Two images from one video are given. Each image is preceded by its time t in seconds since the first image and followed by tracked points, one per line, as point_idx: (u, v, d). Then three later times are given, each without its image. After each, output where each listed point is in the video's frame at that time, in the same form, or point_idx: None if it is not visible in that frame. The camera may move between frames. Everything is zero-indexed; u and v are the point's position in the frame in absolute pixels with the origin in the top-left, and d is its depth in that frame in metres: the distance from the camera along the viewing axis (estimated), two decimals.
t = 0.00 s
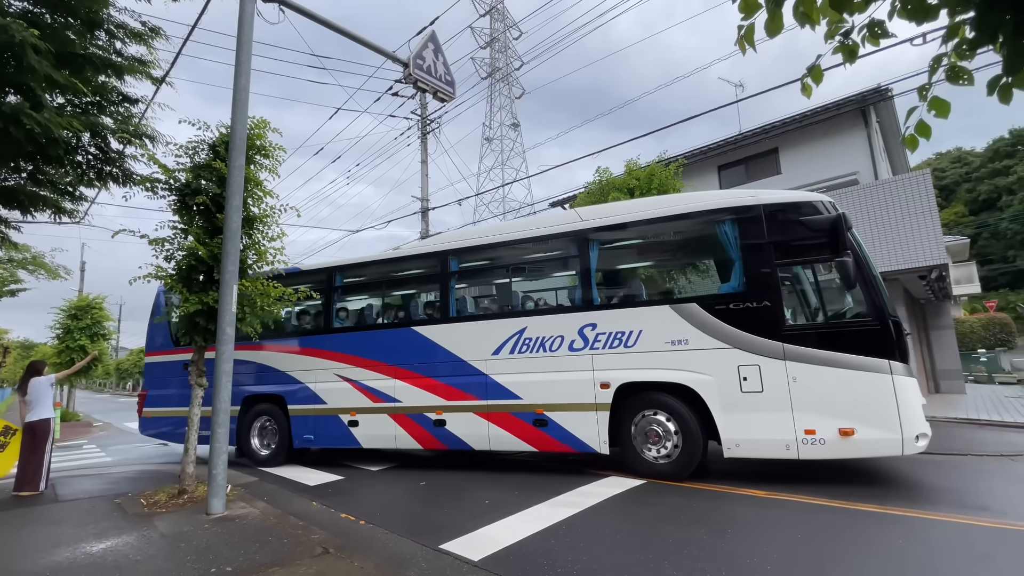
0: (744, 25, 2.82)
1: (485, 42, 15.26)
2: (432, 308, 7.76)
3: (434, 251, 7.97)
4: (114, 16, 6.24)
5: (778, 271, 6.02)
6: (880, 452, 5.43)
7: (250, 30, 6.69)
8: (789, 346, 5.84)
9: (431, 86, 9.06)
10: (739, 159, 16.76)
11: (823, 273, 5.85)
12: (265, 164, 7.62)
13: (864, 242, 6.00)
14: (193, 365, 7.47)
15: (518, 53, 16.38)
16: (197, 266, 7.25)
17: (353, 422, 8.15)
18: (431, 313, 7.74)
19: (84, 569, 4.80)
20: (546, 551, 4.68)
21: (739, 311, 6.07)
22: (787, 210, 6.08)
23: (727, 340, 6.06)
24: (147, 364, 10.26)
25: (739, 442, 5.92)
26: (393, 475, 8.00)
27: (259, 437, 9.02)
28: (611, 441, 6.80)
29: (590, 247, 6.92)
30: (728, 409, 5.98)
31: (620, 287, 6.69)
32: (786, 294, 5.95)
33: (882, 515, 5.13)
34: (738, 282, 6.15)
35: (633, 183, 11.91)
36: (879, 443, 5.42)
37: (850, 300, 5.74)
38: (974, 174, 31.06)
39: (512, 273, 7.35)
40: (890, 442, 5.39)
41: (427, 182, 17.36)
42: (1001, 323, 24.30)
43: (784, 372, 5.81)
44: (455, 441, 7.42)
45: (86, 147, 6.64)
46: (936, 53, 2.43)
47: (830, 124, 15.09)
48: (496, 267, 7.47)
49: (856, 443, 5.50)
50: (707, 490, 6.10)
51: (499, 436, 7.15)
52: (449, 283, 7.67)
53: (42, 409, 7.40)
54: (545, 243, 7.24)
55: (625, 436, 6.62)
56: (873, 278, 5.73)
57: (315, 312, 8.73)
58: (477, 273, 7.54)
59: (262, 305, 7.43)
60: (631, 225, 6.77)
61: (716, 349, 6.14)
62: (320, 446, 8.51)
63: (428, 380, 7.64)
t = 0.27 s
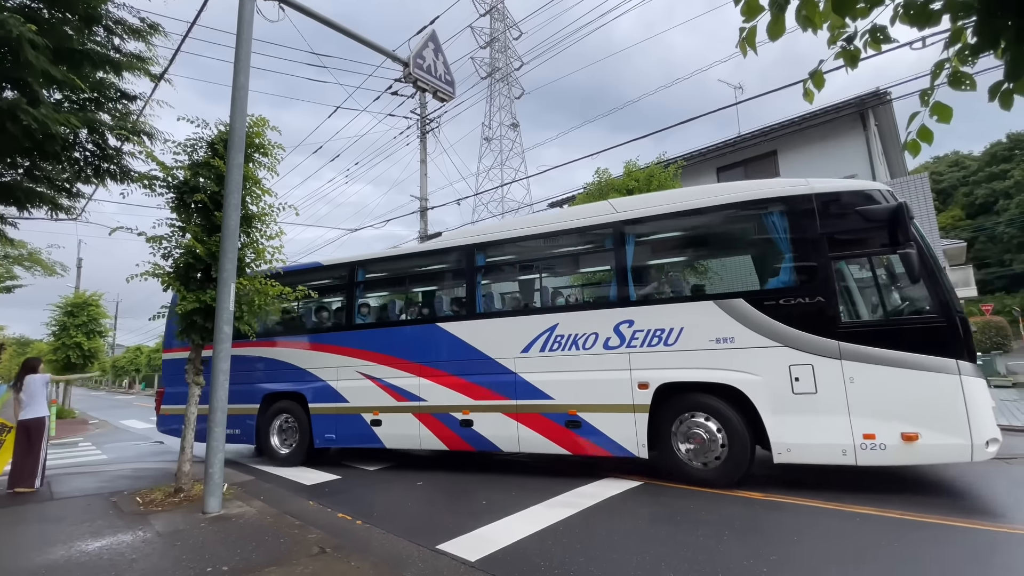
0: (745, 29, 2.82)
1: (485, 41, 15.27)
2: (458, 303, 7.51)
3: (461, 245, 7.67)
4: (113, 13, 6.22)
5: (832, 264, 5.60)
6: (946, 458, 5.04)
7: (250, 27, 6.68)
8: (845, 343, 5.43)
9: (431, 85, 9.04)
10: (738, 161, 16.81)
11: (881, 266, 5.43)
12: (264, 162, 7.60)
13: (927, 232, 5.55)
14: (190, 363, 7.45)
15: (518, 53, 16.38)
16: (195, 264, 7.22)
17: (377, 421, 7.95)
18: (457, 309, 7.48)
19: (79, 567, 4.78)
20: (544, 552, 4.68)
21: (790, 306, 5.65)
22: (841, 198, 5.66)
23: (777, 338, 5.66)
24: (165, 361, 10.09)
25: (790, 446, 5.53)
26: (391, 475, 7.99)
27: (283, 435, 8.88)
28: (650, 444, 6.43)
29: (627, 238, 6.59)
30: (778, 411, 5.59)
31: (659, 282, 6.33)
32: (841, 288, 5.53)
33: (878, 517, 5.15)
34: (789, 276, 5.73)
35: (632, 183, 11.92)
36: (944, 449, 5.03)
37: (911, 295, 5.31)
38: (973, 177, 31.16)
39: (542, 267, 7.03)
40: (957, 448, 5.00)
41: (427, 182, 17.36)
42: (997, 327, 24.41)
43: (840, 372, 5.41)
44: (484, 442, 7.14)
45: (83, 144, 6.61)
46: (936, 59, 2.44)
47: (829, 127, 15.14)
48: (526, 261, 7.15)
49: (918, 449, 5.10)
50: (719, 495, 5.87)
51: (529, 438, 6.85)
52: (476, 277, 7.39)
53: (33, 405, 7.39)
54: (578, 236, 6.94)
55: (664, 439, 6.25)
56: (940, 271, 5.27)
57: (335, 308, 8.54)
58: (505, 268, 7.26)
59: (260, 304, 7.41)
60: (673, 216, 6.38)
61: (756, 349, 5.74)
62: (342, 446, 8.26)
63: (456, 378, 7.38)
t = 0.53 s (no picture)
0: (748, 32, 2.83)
1: (487, 42, 15.28)
2: (489, 300, 7.27)
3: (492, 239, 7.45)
4: (114, 9, 6.21)
5: (898, 259, 5.27)
6: None
7: (251, 26, 6.68)
8: (916, 343, 5.09)
9: (433, 85, 9.05)
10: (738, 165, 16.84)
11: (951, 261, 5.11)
12: (264, 160, 7.60)
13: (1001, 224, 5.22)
14: (189, 361, 7.44)
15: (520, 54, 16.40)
16: (195, 261, 7.22)
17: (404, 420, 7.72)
18: (488, 306, 7.23)
19: (75, 565, 4.76)
20: (541, 553, 4.67)
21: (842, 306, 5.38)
22: (908, 189, 5.33)
23: (840, 337, 5.34)
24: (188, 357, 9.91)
25: (856, 453, 5.20)
26: (389, 475, 7.97)
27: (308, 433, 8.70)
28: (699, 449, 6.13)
29: (671, 232, 6.28)
30: (842, 415, 5.27)
31: (707, 277, 6.03)
32: (909, 285, 5.21)
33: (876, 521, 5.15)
34: (850, 271, 5.40)
35: (633, 186, 11.95)
36: None
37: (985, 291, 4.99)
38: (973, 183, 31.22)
39: (578, 262, 6.76)
40: None
41: (427, 182, 17.37)
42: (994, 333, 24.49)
43: (909, 374, 5.07)
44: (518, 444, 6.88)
45: (83, 141, 6.60)
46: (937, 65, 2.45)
47: (829, 132, 15.18)
48: (561, 255, 6.90)
49: (998, 456, 4.76)
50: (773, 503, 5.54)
51: (566, 440, 6.57)
52: (508, 273, 7.15)
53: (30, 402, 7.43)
54: (617, 228, 6.65)
55: (713, 443, 5.95)
56: (1019, 265, 4.93)
57: (361, 304, 8.34)
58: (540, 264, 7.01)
59: (260, 303, 7.40)
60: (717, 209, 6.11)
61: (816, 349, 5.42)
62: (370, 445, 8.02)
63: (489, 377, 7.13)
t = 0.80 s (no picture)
0: (751, 38, 2.83)
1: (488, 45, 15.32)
2: (524, 297, 6.86)
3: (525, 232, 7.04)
4: (115, 6, 6.19)
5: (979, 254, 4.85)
6: None
7: (253, 25, 6.67)
8: (1002, 345, 4.66)
9: (433, 87, 9.06)
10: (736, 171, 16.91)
11: None
12: (264, 159, 7.58)
13: None
14: (184, 360, 7.40)
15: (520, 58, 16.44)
16: (192, 260, 7.18)
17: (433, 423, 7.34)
18: (522, 303, 6.83)
19: (65, 564, 4.71)
20: (536, 557, 4.65)
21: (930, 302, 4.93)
22: (989, 178, 4.91)
23: (916, 338, 4.90)
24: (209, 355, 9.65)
25: (932, 465, 4.78)
26: (383, 477, 7.93)
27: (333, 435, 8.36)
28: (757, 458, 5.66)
29: (725, 224, 5.81)
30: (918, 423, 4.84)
31: (768, 273, 5.58)
32: (992, 281, 4.78)
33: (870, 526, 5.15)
34: (925, 268, 4.97)
35: (632, 190, 11.99)
36: None
37: None
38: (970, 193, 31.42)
39: (620, 257, 6.33)
40: None
41: (426, 183, 17.37)
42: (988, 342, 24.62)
43: (994, 378, 4.65)
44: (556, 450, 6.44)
45: (81, 137, 6.57)
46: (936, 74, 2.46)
47: (828, 139, 15.26)
48: (603, 250, 6.46)
49: None
50: (842, 519, 5.06)
51: (609, 446, 6.14)
52: (544, 269, 6.75)
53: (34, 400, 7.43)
54: (665, 220, 6.18)
55: (773, 454, 5.49)
56: None
57: (386, 301, 8.02)
58: (580, 259, 6.58)
59: (257, 302, 7.37)
60: (774, 200, 5.65)
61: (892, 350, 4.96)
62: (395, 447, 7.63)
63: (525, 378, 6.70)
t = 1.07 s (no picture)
0: (746, 48, 2.85)
1: (485, 50, 15.37)
2: (560, 297, 6.51)
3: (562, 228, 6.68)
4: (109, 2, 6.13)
5: None
6: None
7: (249, 24, 6.64)
8: None
9: (429, 90, 9.06)
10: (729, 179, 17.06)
11: None
12: (257, 159, 7.53)
13: None
14: (172, 360, 7.31)
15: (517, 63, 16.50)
16: (182, 259, 7.11)
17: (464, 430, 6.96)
18: (558, 304, 6.48)
19: (45, 568, 4.62)
20: (525, 563, 4.62)
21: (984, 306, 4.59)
22: None
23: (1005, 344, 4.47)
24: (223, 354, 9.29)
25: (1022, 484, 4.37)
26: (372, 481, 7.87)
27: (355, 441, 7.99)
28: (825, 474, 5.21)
29: (785, 220, 5.44)
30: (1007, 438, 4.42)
31: (831, 271, 5.21)
32: None
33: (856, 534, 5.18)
34: (1011, 267, 4.57)
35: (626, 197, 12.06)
36: None
37: None
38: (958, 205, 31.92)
39: (665, 256, 5.96)
40: None
41: (421, 186, 17.35)
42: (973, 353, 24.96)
43: None
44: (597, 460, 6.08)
45: (72, 133, 6.49)
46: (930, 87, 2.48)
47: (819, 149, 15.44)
48: (647, 247, 6.09)
49: None
50: (929, 544, 4.55)
51: (655, 458, 5.76)
52: (583, 267, 6.39)
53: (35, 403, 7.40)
54: (713, 216, 5.79)
55: (841, 469, 5.06)
56: None
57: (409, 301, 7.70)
58: (624, 258, 6.20)
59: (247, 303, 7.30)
60: (835, 195, 5.30)
61: (951, 357, 4.64)
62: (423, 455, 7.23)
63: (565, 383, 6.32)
